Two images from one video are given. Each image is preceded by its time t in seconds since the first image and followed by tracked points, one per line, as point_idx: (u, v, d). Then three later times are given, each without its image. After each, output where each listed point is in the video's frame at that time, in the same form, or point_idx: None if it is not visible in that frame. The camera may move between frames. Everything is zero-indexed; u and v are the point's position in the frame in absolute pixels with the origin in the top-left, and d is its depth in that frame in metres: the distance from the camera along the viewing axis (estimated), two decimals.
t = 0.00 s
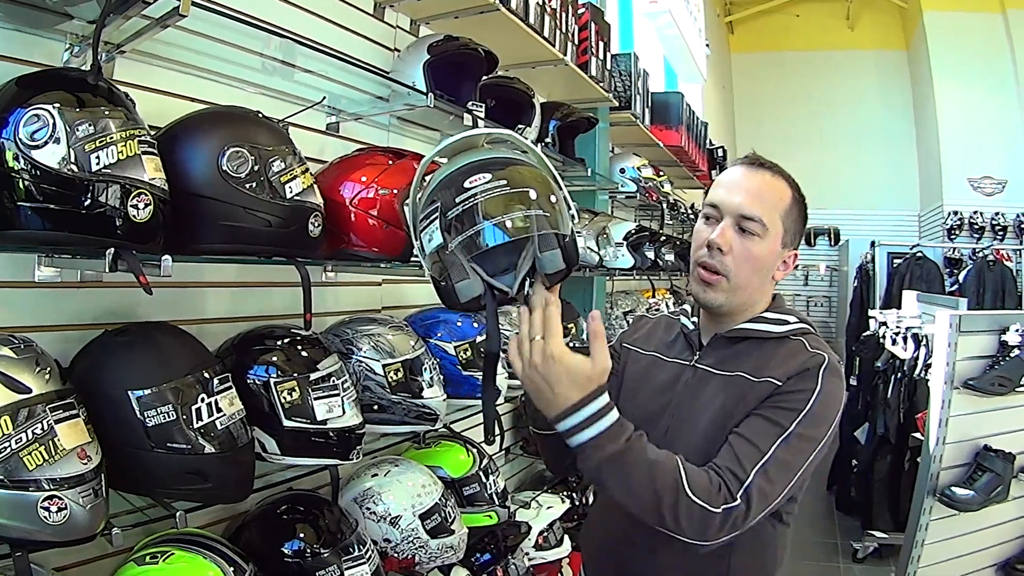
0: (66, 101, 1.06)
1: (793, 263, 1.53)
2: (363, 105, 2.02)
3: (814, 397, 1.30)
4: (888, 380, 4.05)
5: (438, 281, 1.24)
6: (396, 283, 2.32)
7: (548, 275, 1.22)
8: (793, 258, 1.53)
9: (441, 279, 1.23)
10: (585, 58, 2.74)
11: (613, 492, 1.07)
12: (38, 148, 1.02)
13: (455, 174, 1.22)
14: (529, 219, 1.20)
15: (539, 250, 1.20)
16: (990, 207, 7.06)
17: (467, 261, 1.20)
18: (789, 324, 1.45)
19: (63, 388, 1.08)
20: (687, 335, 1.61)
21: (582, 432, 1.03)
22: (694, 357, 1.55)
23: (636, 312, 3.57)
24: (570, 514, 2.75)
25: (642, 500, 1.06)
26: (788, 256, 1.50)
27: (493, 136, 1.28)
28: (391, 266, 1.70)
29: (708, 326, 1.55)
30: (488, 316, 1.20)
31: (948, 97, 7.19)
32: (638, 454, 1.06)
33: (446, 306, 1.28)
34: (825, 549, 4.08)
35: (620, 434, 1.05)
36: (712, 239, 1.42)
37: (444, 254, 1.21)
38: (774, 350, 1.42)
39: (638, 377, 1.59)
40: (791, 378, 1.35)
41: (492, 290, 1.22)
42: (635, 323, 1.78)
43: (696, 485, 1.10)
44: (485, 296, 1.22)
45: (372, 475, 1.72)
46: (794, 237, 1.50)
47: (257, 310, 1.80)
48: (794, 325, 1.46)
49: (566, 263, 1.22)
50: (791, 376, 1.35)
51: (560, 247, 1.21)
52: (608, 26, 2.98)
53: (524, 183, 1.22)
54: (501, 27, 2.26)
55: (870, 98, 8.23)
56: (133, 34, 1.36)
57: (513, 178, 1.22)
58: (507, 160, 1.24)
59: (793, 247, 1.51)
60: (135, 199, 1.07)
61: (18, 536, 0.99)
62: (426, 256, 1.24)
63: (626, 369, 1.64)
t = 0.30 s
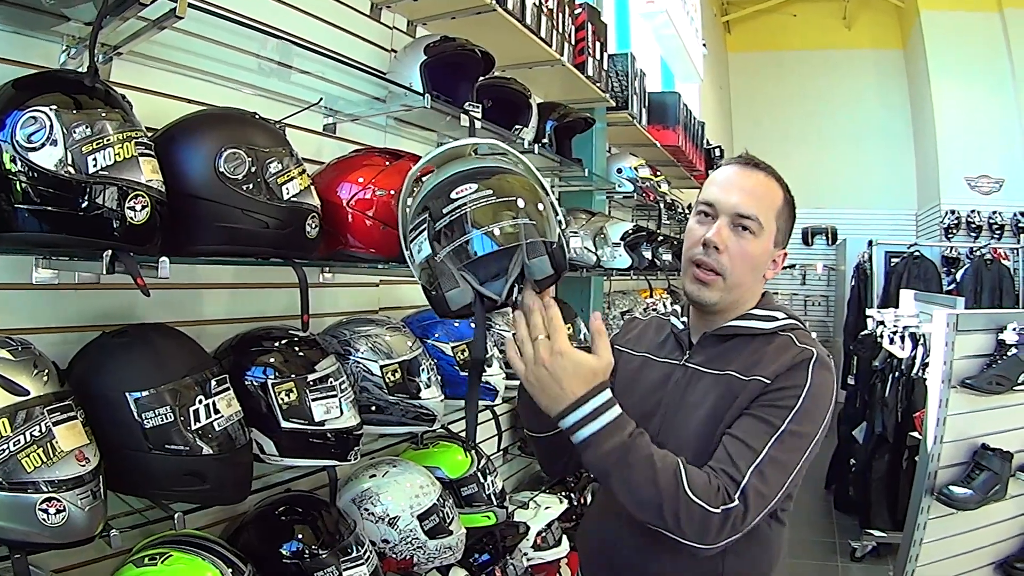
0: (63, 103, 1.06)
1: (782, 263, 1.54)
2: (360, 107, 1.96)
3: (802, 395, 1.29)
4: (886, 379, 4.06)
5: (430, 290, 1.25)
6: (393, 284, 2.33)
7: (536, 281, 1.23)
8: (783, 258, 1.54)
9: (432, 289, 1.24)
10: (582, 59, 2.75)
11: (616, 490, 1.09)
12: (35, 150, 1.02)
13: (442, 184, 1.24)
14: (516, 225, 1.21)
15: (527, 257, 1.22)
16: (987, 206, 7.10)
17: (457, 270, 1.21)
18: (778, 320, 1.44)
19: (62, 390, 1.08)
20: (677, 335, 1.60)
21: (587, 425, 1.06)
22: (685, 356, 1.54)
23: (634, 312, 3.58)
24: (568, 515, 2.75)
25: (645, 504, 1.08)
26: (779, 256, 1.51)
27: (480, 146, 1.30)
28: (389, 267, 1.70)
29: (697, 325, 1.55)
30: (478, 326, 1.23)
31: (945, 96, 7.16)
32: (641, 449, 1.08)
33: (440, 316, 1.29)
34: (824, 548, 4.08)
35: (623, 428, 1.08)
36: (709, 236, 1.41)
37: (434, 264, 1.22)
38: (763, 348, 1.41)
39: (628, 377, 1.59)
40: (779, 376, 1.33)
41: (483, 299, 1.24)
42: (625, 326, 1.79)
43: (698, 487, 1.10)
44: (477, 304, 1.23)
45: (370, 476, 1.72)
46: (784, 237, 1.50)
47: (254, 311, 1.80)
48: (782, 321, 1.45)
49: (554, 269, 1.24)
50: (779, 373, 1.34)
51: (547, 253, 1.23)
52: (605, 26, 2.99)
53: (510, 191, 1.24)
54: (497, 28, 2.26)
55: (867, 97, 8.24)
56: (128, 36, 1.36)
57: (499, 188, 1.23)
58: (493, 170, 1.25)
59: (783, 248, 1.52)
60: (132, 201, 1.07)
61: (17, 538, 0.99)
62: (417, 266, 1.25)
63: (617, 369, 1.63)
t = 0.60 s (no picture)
0: (63, 106, 1.06)
1: (777, 266, 1.55)
2: (361, 109, 1.97)
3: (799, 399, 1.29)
4: (886, 380, 4.06)
5: (433, 297, 1.25)
6: (394, 286, 2.33)
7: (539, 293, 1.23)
8: (779, 261, 1.55)
9: (436, 297, 1.24)
10: (582, 60, 2.75)
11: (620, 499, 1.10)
12: (35, 152, 1.02)
13: (447, 193, 1.25)
14: (520, 235, 1.21)
15: (532, 268, 1.21)
16: (987, 207, 7.09)
17: (461, 278, 1.21)
18: (774, 321, 1.44)
19: (63, 392, 1.08)
20: (673, 336, 1.60)
21: (592, 443, 1.06)
22: (682, 357, 1.53)
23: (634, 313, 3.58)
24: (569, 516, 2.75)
25: (649, 513, 1.09)
26: (777, 259, 1.52)
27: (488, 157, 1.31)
28: (389, 269, 1.70)
29: (692, 326, 1.54)
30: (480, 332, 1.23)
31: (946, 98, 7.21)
32: (647, 464, 1.09)
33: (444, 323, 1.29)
34: (825, 549, 4.08)
35: (629, 443, 1.08)
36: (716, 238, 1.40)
37: (438, 273, 1.23)
38: (761, 349, 1.41)
39: (625, 379, 1.59)
40: (778, 379, 1.33)
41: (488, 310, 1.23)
42: (622, 328, 1.78)
43: (701, 496, 1.12)
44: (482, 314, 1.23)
45: (371, 478, 1.72)
46: (783, 241, 1.51)
47: (255, 313, 1.80)
48: (779, 321, 1.45)
49: (559, 281, 1.22)
50: (777, 376, 1.33)
51: (551, 264, 1.22)
52: (605, 28, 2.99)
53: (515, 202, 1.23)
54: (497, 30, 2.26)
55: (867, 97, 8.24)
56: (129, 39, 1.37)
57: (505, 200, 1.23)
58: (500, 181, 1.25)
59: (781, 251, 1.52)
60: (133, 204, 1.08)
61: (19, 541, 0.99)
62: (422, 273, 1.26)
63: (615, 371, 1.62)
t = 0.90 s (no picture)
0: (66, 104, 1.06)
1: (779, 266, 1.54)
2: (363, 108, 1.97)
3: (800, 399, 1.28)
4: (888, 380, 4.06)
5: (445, 293, 1.24)
6: (396, 285, 2.33)
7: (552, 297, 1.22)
8: (782, 261, 1.55)
9: (449, 293, 1.24)
10: (585, 60, 2.74)
11: (627, 504, 1.10)
12: (38, 151, 1.02)
13: (466, 190, 1.25)
14: (536, 238, 1.21)
15: (546, 269, 1.21)
16: (989, 207, 7.08)
17: (474, 275, 1.21)
18: (776, 320, 1.44)
19: (65, 390, 1.09)
20: (675, 336, 1.59)
21: (597, 446, 1.06)
22: (683, 357, 1.53)
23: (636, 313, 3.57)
24: (571, 516, 2.75)
25: (656, 516, 1.09)
26: (779, 260, 1.52)
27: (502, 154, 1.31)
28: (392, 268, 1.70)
29: (694, 326, 1.54)
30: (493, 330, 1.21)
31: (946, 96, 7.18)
32: (654, 466, 1.09)
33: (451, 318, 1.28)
34: (826, 549, 4.07)
35: (634, 445, 1.08)
36: (720, 240, 1.39)
37: (453, 270, 1.22)
38: (762, 348, 1.41)
39: (626, 379, 1.58)
40: (780, 379, 1.33)
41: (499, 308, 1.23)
42: (623, 327, 1.77)
43: (709, 499, 1.12)
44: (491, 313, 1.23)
45: (373, 477, 1.72)
46: (785, 241, 1.51)
47: (257, 312, 1.80)
48: (780, 321, 1.45)
49: (573, 284, 1.22)
50: (779, 376, 1.33)
51: (566, 267, 1.22)
52: (607, 27, 2.99)
53: (532, 202, 1.25)
54: (499, 29, 2.26)
55: (869, 98, 8.24)
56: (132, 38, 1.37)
57: (524, 199, 1.24)
58: (518, 180, 1.26)
59: (783, 252, 1.52)
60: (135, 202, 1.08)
61: (20, 539, 0.99)
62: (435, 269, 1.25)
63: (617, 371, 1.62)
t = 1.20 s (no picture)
0: (68, 103, 1.06)
1: (785, 268, 1.54)
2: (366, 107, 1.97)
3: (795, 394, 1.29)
4: (891, 381, 4.06)
5: (456, 297, 1.25)
6: (399, 285, 2.33)
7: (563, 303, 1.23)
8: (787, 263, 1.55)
9: (458, 297, 1.24)
10: (587, 59, 2.74)
11: (618, 473, 1.10)
12: (41, 149, 1.02)
13: (479, 194, 1.25)
14: (548, 243, 1.21)
15: (557, 274, 1.21)
16: (992, 207, 7.06)
17: (484, 278, 1.20)
18: (779, 321, 1.44)
19: (67, 389, 1.09)
20: (677, 335, 1.59)
21: (593, 406, 1.07)
22: (687, 357, 1.52)
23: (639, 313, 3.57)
24: (573, 516, 2.75)
25: (643, 491, 1.09)
26: (784, 262, 1.52)
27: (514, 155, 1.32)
28: (394, 267, 1.70)
29: (699, 326, 1.54)
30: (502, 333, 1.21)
31: (947, 96, 7.17)
32: (646, 436, 1.09)
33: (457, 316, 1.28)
34: (829, 550, 4.07)
35: (630, 412, 1.09)
36: (728, 241, 1.39)
37: (465, 273, 1.23)
38: (765, 349, 1.41)
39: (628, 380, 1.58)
40: (780, 376, 1.33)
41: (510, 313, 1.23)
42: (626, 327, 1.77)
43: (697, 478, 1.11)
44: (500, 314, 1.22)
45: (375, 476, 1.72)
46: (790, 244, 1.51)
47: (260, 311, 1.80)
48: (784, 322, 1.44)
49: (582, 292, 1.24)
50: (778, 375, 1.33)
51: (577, 274, 1.24)
52: (610, 27, 2.99)
53: (545, 205, 1.25)
54: (502, 29, 2.26)
55: (871, 98, 8.23)
56: (135, 37, 1.36)
57: (536, 202, 1.24)
58: (530, 183, 1.27)
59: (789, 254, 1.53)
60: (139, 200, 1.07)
61: (22, 537, 0.99)
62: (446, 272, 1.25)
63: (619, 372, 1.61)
